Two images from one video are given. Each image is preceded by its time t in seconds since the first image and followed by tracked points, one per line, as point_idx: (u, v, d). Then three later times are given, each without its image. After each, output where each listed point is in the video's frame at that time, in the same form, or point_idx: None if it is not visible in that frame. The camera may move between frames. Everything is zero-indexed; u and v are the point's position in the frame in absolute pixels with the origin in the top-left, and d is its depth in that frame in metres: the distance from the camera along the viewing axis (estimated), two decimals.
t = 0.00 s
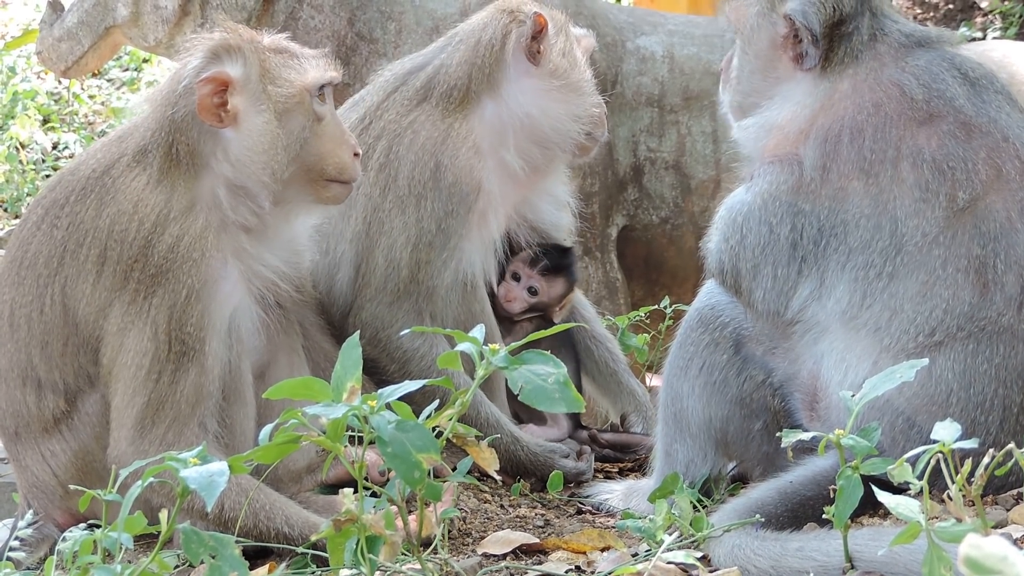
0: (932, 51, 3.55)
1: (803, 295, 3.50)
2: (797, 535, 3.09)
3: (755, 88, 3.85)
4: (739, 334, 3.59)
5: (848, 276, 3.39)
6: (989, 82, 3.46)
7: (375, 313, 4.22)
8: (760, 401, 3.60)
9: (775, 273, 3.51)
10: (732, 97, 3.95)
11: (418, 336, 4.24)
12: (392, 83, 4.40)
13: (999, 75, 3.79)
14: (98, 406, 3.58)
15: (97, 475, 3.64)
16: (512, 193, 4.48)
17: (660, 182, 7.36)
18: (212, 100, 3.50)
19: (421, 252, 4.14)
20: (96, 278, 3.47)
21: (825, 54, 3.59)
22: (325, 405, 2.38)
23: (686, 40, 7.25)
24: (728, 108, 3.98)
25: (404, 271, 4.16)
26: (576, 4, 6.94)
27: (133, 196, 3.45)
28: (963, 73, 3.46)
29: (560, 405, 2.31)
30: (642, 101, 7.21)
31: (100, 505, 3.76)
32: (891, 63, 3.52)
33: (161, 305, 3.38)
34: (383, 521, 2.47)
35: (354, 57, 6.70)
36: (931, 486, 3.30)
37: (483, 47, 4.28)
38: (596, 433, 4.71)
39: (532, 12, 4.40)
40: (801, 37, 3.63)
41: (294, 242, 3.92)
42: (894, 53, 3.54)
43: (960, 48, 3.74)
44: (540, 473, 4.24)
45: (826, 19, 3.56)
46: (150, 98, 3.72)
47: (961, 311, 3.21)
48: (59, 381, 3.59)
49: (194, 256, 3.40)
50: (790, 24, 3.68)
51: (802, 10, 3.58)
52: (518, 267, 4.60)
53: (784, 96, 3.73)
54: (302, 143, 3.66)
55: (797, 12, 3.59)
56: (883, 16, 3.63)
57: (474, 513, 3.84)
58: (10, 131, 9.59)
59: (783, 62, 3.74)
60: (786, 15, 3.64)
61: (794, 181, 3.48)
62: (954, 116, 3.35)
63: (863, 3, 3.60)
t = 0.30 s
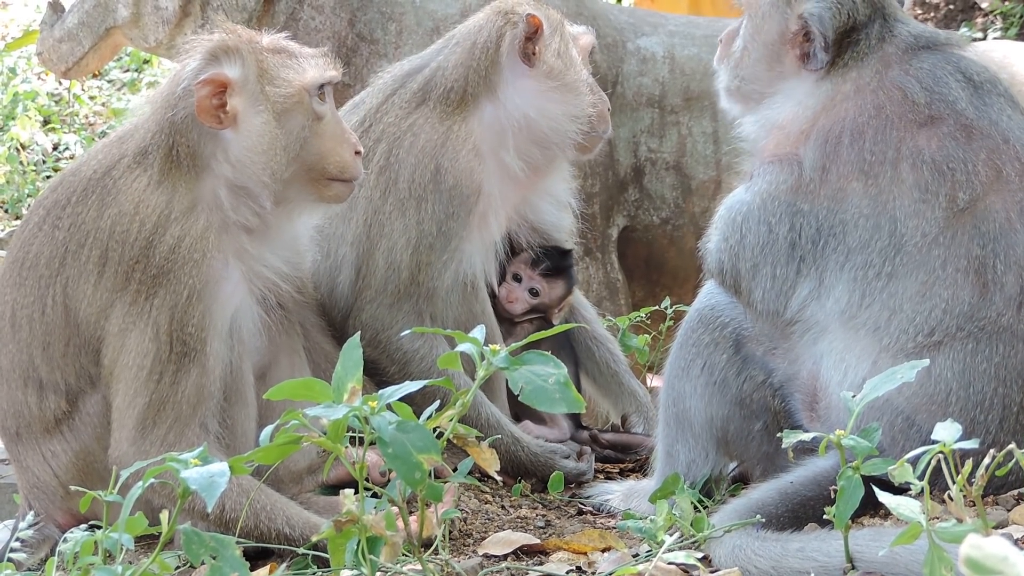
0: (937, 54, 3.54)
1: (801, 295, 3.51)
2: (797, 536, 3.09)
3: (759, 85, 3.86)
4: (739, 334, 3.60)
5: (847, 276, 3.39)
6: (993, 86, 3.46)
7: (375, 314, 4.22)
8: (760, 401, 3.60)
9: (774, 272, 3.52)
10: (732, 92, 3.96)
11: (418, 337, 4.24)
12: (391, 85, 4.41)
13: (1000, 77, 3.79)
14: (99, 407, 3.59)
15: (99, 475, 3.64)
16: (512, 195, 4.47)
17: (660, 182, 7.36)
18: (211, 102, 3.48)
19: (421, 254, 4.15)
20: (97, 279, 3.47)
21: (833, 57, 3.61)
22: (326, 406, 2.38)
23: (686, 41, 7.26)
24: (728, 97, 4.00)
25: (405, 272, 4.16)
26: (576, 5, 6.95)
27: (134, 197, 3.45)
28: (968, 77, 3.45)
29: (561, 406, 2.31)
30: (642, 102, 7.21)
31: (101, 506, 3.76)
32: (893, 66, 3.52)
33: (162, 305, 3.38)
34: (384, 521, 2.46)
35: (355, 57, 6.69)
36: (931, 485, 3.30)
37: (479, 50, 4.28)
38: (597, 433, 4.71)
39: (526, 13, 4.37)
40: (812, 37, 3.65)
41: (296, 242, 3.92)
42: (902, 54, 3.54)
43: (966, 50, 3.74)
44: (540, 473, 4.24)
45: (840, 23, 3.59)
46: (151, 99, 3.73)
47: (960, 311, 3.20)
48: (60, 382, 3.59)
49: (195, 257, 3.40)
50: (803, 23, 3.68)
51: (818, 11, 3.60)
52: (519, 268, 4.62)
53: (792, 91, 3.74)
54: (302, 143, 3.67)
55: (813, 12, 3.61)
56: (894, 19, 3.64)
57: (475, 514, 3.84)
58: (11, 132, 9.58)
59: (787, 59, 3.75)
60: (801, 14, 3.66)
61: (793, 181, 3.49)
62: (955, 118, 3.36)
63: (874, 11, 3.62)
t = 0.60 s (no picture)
0: (943, 55, 3.54)
1: (801, 293, 3.51)
2: (797, 536, 3.09)
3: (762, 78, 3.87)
4: (739, 334, 3.60)
5: (847, 275, 3.39)
6: (998, 88, 3.45)
7: (375, 315, 4.22)
8: (760, 400, 3.60)
9: (774, 270, 3.52)
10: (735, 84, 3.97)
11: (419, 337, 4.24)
12: (392, 86, 4.42)
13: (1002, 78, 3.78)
14: (100, 407, 3.59)
15: (99, 475, 3.65)
16: (513, 195, 4.46)
17: (661, 182, 7.35)
18: (210, 103, 3.48)
19: (422, 255, 4.15)
20: (98, 279, 3.47)
21: (843, 58, 3.60)
22: (327, 405, 2.38)
23: (687, 41, 7.26)
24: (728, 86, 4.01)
25: (405, 273, 4.16)
26: (577, 5, 6.95)
27: (134, 197, 3.45)
28: (973, 80, 3.44)
29: (562, 406, 2.32)
30: (643, 102, 7.21)
31: (101, 506, 3.76)
32: (896, 68, 3.52)
33: (163, 305, 3.38)
34: (385, 521, 2.46)
35: (355, 57, 6.68)
36: (931, 485, 3.30)
37: (476, 50, 4.27)
38: (597, 433, 4.71)
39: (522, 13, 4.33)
40: (825, 35, 3.64)
41: (296, 242, 3.92)
42: (909, 55, 3.54)
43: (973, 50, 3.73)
44: (541, 473, 4.24)
45: (855, 24, 3.58)
46: (151, 99, 3.72)
47: (960, 310, 3.20)
48: (61, 382, 3.59)
49: (195, 257, 3.40)
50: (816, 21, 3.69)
51: (834, 9, 3.60)
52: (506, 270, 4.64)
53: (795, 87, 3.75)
54: (302, 143, 3.67)
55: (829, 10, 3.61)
56: (903, 19, 3.64)
57: (476, 514, 3.85)
58: (12, 132, 9.57)
59: (795, 54, 3.75)
60: (818, 11, 3.65)
61: (794, 179, 3.49)
62: (956, 120, 3.36)
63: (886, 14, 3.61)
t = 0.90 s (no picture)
0: (945, 56, 3.54)
1: (802, 294, 3.51)
2: (798, 535, 3.10)
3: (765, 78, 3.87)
4: (739, 334, 3.60)
5: (847, 276, 3.40)
6: (1000, 89, 3.46)
7: (376, 316, 4.22)
8: (760, 400, 3.60)
9: (775, 271, 3.52)
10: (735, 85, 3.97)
11: (419, 337, 4.25)
12: (391, 86, 4.42)
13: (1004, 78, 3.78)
14: (101, 406, 3.59)
15: (100, 475, 3.65)
16: (513, 194, 4.46)
17: (661, 182, 7.35)
18: (208, 104, 3.49)
19: (422, 255, 4.15)
20: (98, 279, 3.47)
21: (847, 59, 3.60)
22: (327, 406, 2.38)
23: (687, 41, 7.26)
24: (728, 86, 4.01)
25: (406, 273, 4.16)
26: (577, 5, 6.95)
27: (135, 197, 3.45)
28: (975, 81, 3.44)
29: (562, 406, 2.31)
30: (643, 102, 7.21)
31: (102, 506, 3.77)
32: (897, 70, 3.52)
33: (164, 305, 3.38)
34: (386, 521, 2.46)
35: (355, 57, 6.67)
36: (931, 485, 3.31)
37: (473, 48, 4.27)
38: (598, 434, 4.71)
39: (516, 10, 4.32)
40: (831, 36, 3.64)
41: (297, 242, 3.92)
42: (911, 56, 3.54)
43: (975, 51, 3.73)
44: (541, 473, 4.24)
45: (860, 26, 3.58)
46: (151, 99, 3.72)
47: (960, 310, 3.20)
48: (62, 382, 3.60)
49: (196, 257, 3.40)
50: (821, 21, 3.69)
51: (842, 9, 3.60)
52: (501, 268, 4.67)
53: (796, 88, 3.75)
54: (300, 143, 3.65)
55: (837, 10, 3.61)
56: (907, 20, 3.64)
57: (476, 513, 3.85)
58: (12, 132, 9.56)
59: (799, 54, 3.75)
60: (825, 11, 3.65)
61: (795, 180, 3.49)
62: (957, 121, 3.36)
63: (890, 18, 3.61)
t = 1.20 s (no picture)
0: (947, 56, 3.53)
1: (802, 297, 3.53)
2: (798, 535, 3.09)
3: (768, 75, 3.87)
4: (740, 333, 3.59)
5: (847, 279, 3.40)
6: (1002, 89, 3.43)
7: (376, 316, 4.22)
8: (761, 399, 3.59)
9: (775, 274, 3.54)
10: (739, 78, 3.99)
11: (420, 337, 4.25)
12: (391, 85, 4.41)
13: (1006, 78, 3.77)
14: (101, 406, 3.59)
15: (100, 474, 3.65)
16: (513, 194, 4.46)
17: (662, 182, 7.35)
18: (204, 104, 3.48)
19: (423, 256, 4.15)
20: (99, 278, 3.47)
21: (850, 58, 3.60)
22: (328, 405, 2.38)
23: (688, 41, 7.26)
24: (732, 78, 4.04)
25: (406, 273, 4.16)
26: (578, 5, 6.95)
27: (135, 197, 3.45)
28: (976, 82, 3.43)
29: (562, 405, 2.31)
30: (644, 102, 7.21)
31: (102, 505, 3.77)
32: (897, 71, 3.52)
33: (164, 305, 3.38)
34: (386, 521, 2.45)
35: (356, 57, 6.65)
36: (932, 486, 3.31)
37: (468, 46, 4.25)
38: (598, 433, 4.71)
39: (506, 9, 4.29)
40: (834, 35, 3.64)
41: (297, 240, 3.92)
42: (913, 56, 3.54)
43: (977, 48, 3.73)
44: (542, 473, 4.24)
45: (864, 25, 3.58)
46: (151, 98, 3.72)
47: (960, 316, 3.20)
48: (62, 381, 3.60)
49: (196, 257, 3.40)
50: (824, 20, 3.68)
51: (847, 8, 3.60)
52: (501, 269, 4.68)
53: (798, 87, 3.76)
54: (297, 142, 3.65)
55: (842, 9, 3.60)
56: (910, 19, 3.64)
57: (477, 513, 3.85)
58: (12, 131, 9.56)
59: (802, 52, 3.75)
60: (829, 10, 3.65)
61: (795, 182, 3.50)
62: (958, 123, 3.36)
63: (892, 17, 3.61)
